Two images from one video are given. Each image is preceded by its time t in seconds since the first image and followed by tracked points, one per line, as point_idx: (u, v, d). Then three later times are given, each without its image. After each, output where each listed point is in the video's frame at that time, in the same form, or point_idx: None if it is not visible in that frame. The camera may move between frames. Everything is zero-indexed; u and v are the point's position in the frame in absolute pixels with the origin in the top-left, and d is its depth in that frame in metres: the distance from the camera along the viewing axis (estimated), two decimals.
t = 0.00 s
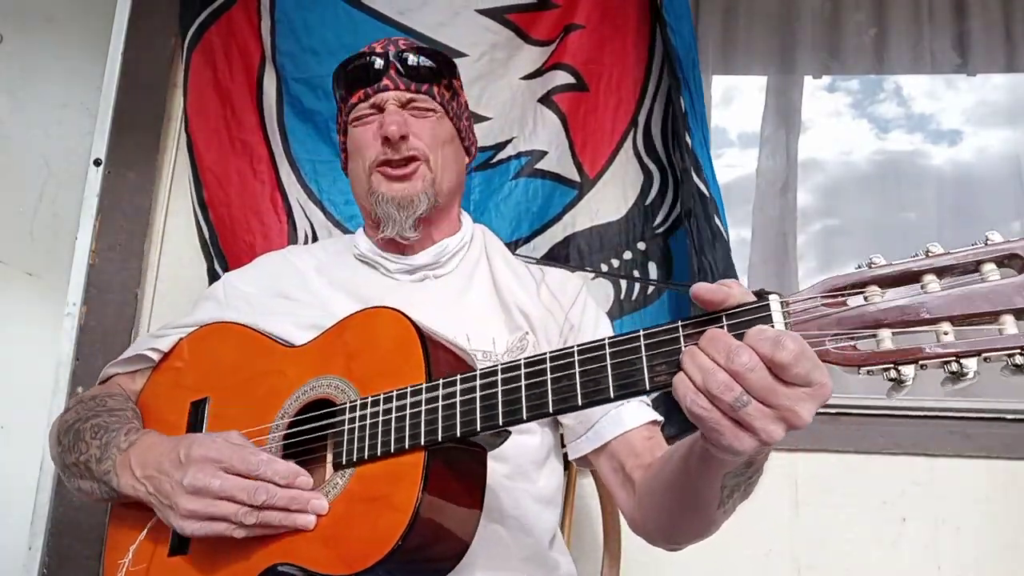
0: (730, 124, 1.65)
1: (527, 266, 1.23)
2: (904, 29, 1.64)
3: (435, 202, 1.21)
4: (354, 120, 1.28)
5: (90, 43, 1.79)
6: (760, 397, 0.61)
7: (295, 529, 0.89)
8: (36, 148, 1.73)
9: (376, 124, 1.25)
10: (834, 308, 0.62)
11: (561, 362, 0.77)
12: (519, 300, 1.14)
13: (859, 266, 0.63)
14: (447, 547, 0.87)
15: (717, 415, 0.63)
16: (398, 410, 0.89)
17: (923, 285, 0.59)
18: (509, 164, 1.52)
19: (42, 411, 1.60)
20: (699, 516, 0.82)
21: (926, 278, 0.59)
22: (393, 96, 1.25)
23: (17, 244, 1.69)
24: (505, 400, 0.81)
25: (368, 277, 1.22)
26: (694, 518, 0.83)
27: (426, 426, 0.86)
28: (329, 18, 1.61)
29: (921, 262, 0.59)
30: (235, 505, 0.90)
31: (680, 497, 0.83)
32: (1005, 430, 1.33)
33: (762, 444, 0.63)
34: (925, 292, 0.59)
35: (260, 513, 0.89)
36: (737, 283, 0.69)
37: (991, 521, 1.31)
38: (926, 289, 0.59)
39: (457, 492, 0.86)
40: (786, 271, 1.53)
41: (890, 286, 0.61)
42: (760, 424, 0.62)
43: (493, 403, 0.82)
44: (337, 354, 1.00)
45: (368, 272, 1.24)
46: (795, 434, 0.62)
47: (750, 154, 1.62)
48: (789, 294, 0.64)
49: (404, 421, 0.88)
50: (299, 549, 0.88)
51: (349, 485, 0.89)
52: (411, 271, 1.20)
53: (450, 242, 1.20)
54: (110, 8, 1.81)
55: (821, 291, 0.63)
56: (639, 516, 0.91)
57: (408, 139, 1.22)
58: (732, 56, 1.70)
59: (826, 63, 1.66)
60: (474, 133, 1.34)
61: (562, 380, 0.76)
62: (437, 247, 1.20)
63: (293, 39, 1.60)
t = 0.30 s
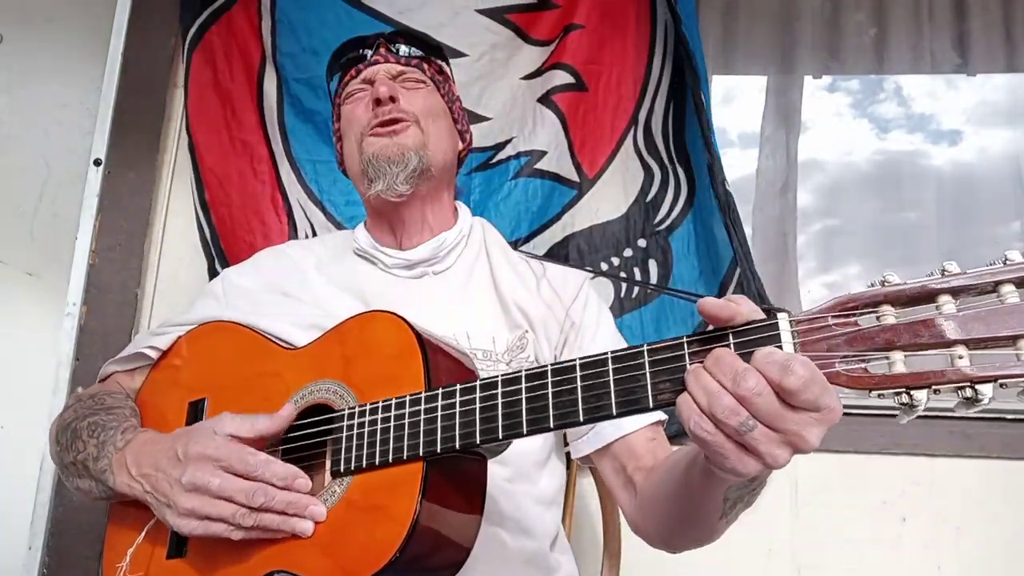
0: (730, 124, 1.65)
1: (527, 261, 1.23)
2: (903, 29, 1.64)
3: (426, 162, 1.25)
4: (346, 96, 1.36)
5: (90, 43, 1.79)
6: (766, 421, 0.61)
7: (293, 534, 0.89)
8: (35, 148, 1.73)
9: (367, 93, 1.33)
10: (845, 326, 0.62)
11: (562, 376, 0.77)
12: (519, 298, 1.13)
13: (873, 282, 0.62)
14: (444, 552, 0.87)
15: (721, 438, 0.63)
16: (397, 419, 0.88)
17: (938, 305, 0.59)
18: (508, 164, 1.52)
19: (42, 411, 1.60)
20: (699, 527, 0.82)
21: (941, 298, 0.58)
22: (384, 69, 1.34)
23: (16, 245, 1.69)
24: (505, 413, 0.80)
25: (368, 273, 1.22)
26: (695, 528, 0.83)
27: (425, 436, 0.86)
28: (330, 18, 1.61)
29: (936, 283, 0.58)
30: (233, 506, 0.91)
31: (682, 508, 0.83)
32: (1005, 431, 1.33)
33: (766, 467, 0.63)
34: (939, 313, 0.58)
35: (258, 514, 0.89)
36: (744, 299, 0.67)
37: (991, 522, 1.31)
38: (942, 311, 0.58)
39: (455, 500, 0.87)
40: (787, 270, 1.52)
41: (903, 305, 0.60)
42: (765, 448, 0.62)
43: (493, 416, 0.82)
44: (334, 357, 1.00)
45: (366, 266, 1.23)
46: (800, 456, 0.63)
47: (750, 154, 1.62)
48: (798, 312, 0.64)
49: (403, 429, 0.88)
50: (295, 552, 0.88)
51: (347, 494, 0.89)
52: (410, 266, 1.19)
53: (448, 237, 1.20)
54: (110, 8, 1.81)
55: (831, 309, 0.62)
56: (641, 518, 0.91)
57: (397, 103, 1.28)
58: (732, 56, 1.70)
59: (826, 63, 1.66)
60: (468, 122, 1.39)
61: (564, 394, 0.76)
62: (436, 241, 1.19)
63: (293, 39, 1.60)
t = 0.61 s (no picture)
0: (732, 124, 1.65)
1: (526, 259, 1.23)
2: (903, 29, 1.65)
3: (425, 151, 1.26)
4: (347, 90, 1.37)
5: (90, 43, 1.79)
6: (762, 415, 0.61)
7: (290, 530, 0.88)
8: (35, 148, 1.73)
9: (367, 85, 1.34)
10: (841, 320, 0.62)
11: (559, 373, 0.77)
12: (517, 296, 1.13)
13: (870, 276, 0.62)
14: (442, 550, 0.87)
15: (716, 431, 0.63)
16: (393, 417, 0.88)
17: (935, 298, 0.59)
18: (508, 164, 1.52)
19: (42, 411, 1.60)
20: (695, 524, 0.82)
21: (938, 291, 0.58)
22: (384, 63, 1.36)
23: (16, 244, 1.68)
24: (502, 410, 0.80)
25: (367, 274, 1.21)
26: (690, 525, 0.83)
27: (422, 434, 0.86)
28: (330, 18, 1.61)
29: (932, 276, 0.58)
30: (232, 498, 0.90)
31: (676, 504, 0.83)
32: (1005, 431, 1.33)
33: (761, 460, 0.63)
34: (937, 306, 0.58)
35: (257, 507, 0.89)
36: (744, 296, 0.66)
37: (991, 521, 1.31)
38: (939, 304, 0.58)
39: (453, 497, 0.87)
40: (786, 270, 1.52)
41: (900, 299, 0.60)
42: (761, 441, 0.62)
43: (490, 412, 0.81)
44: (334, 356, 1.00)
45: (366, 264, 1.23)
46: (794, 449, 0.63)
47: (751, 154, 1.62)
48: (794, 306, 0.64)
49: (400, 426, 0.87)
50: (292, 551, 0.88)
51: (345, 491, 0.89)
52: (408, 263, 1.20)
53: (446, 233, 1.20)
54: (110, 8, 1.82)
55: (828, 303, 0.62)
56: (634, 517, 0.91)
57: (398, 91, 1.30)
58: (732, 58, 1.70)
59: (827, 63, 1.67)
60: (464, 124, 1.39)
61: (560, 391, 0.76)
62: (434, 237, 1.20)
63: (293, 39, 1.60)
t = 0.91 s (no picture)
0: (733, 124, 1.65)
1: (526, 261, 1.23)
2: (903, 29, 1.65)
3: (428, 165, 1.26)
4: (350, 97, 1.37)
5: (90, 44, 1.79)
6: (756, 390, 0.60)
7: (293, 523, 0.88)
8: (36, 148, 1.73)
9: (370, 93, 1.34)
10: (831, 298, 0.63)
11: (558, 358, 0.77)
12: (516, 293, 1.13)
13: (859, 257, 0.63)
14: (443, 543, 0.87)
15: (711, 406, 0.63)
16: (394, 409, 0.88)
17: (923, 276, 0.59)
18: (509, 165, 1.52)
19: (43, 411, 1.60)
20: (687, 512, 0.82)
21: (925, 268, 0.59)
22: (387, 70, 1.36)
23: (16, 244, 1.68)
24: (502, 396, 0.80)
25: (366, 275, 1.22)
26: (682, 512, 0.82)
27: (423, 423, 0.86)
28: (330, 17, 1.61)
29: (921, 253, 0.59)
30: (235, 487, 0.91)
31: (669, 490, 0.82)
32: (1005, 431, 1.33)
33: (755, 436, 0.63)
34: (925, 283, 0.59)
35: (260, 497, 0.89)
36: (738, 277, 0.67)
37: (991, 520, 1.31)
38: (927, 280, 0.59)
39: (456, 488, 0.87)
40: (786, 270, 1.51)
41: (888, 278, 0.61)
42: (755, 416, 0.61)
43: (490, 399, 0.81)
44: (335, 353, 1.00)
45: (366, 267, 1.24)
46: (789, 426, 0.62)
47: (751, 154, 1.62)
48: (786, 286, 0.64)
49: (401, 417, 0.87)
50: (296, 544, 0.88)
51: (347, 482, 0.89)
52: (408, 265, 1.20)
53: (445, 236, 1.20)
54: (111, 9, 1.82)
55: (819, 283, 0.63)
56: (628, 513, 0.91)
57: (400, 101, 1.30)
58: (732, 58, 1.71)
59: (827, 63, 1.67)
60: (467, 126, 1.40)
61: (559, 376, 0.76)
62: (432, 240, 1.19)
63: (293, 39, 1.60)
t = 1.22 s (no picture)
0: (734, 124, 1.65)
1: (526, 268, 1.23)
2: (903, 29, 1.65)
3: (433, 184, 1.27)
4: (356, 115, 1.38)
5: (90, 44, 1.79)
6: (747, 374, 0.60)
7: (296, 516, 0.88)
8: (36, 148, 1.73)
9: (376, 113, 1.34)
10: (823, 290, 0.63)
11: (558, 351, 0.77)
12: (515, 300, 1.13)
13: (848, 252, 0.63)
14: (444, 539, 0.87)
15: (701, 389, 0.62)
16: (399, 402, 0.88)
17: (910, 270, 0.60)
18: (511, 164, 1.52)
19: (43, 410, 1.60)
20: (683, 506, 0.82)
21: (912, 261, 0.60)
22: (394, 89, 1.36)
23: (16, 244, 1.68)
24: (504, 390, 0.80)
25: (367, 278, 1.23)
26: (678, 508, 0.82)
27: (426, 417, 0.86)
28: (330, 18, 1.61)
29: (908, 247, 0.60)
30: (244, 475, 0.91)
31: (665, 486, 0.82)
32: (1005, 431, 1.33)
33: (742, 420, 0.63)
34: (912, 275, 0.59)
35: (267, 486, 0.90)
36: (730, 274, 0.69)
37: (990, 520, 1.31)
38: (914, 273, 0.59)
39: (456, 483, 0.87)
40: (786, 271, 1.51)
41: (877, 271, 0.62)
42: (744, 400, 0.61)
43: (492, 393, 0.82)
44: (339, 354, 1.00)
45: (369, 274, 1.24)
46: (776, 412, 0.62)
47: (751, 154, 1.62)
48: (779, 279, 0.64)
49: (404, 412, 0.88)
50: (298, 536, 0.88)
51: (352, 476, 0.89)
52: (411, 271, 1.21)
53: (446, 243, 1.21)
54: (111, 8, 1.82)
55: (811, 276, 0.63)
56: (624, 511, 0.91)
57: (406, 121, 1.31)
58: (732, 58, 1.71)
59: (827, 63, 1.67)
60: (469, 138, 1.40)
61: (559, 368, 0.76)
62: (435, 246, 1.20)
63: (293, 39, 1.60)
